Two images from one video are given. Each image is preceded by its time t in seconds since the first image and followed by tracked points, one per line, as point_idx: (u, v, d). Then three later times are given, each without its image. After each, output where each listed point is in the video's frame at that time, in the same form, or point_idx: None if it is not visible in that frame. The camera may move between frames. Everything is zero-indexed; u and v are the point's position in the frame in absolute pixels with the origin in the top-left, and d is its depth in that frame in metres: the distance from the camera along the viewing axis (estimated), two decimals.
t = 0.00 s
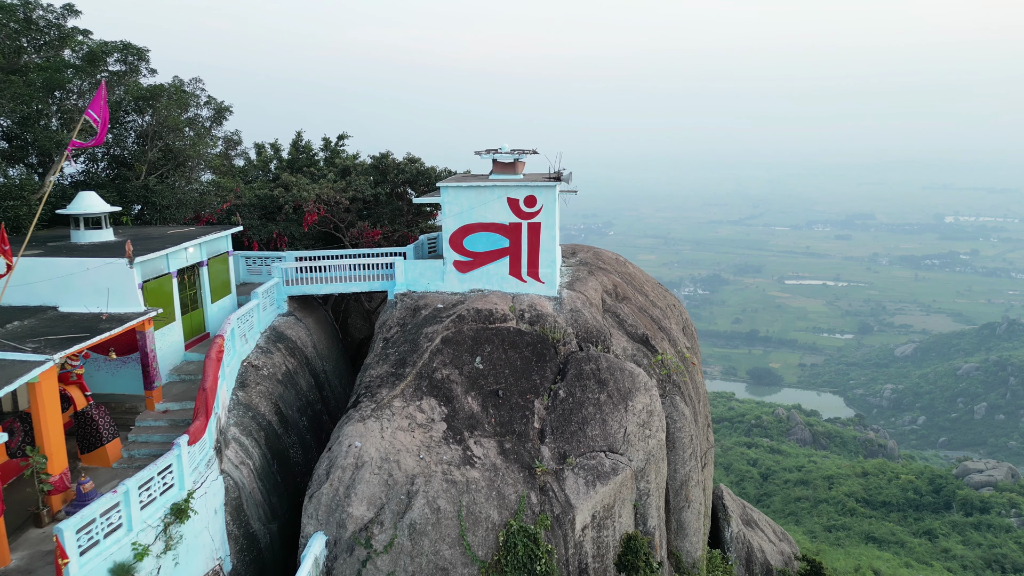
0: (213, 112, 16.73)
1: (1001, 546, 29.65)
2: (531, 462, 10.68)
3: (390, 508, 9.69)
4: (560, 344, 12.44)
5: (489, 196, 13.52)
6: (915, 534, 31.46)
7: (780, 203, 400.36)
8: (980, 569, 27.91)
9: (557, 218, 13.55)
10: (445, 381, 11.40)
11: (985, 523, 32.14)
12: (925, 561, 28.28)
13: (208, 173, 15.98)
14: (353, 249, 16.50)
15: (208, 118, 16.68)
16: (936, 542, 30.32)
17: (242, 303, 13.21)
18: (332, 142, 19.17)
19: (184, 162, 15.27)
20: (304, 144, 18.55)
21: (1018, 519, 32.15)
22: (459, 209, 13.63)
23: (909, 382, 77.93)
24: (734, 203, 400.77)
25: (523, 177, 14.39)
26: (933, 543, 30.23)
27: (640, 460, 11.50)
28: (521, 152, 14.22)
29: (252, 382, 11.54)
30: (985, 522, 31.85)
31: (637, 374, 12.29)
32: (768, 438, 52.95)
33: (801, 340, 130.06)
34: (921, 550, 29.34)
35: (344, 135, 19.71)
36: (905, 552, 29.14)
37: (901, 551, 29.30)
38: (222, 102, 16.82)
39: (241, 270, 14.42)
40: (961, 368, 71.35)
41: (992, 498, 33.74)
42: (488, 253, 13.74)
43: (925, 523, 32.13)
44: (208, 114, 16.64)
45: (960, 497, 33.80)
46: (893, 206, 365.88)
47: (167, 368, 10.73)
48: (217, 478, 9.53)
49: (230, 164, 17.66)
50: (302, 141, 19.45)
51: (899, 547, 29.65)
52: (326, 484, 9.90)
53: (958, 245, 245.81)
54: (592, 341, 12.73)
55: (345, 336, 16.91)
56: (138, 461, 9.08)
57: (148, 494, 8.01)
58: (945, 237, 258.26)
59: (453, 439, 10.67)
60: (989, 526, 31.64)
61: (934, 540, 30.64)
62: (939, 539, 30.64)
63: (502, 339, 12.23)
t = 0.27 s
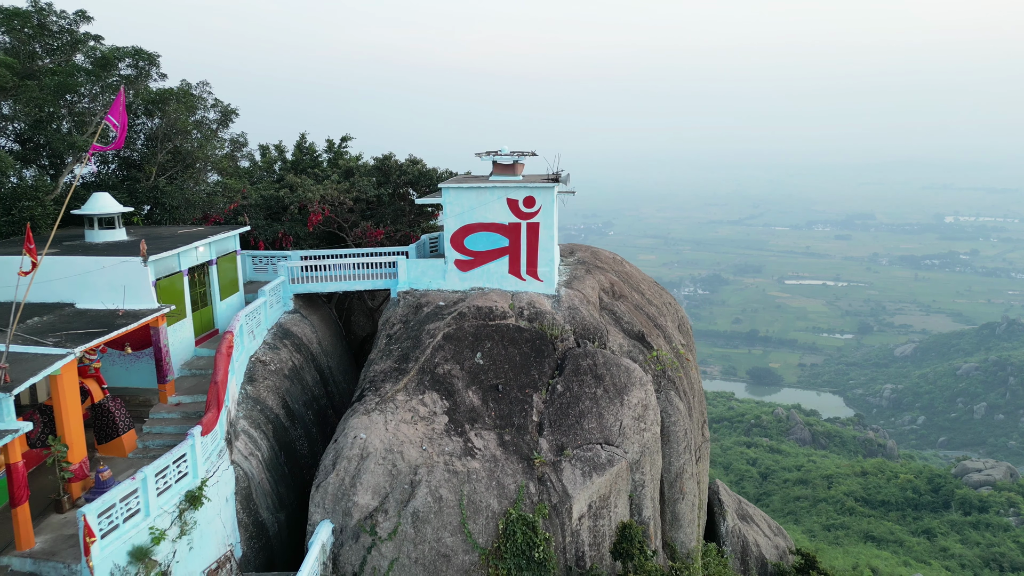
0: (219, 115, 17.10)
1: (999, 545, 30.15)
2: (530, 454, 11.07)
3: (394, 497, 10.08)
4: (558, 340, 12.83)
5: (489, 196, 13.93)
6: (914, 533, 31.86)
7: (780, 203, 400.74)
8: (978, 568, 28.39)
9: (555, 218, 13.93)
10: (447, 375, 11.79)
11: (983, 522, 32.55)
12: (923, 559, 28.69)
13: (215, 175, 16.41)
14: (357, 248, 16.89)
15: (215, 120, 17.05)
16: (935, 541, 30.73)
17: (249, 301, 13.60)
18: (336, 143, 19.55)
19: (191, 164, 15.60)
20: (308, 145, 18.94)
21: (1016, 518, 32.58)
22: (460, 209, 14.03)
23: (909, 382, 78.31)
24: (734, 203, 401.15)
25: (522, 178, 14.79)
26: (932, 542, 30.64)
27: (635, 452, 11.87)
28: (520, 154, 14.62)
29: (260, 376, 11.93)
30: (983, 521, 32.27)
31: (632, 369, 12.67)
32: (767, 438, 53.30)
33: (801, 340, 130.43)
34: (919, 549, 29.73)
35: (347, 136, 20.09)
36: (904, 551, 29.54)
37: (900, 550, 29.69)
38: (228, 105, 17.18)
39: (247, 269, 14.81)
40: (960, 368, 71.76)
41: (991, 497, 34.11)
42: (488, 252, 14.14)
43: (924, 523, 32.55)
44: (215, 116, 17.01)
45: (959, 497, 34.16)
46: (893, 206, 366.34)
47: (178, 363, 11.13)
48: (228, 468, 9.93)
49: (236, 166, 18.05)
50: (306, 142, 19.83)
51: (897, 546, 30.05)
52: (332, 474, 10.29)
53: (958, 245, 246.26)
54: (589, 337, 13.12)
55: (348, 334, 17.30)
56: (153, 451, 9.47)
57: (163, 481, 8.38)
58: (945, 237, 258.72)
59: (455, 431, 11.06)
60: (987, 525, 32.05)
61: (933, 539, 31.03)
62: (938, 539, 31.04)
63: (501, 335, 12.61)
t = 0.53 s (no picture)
0: (226, 117, 17.50)
1: (997, 544, 30.59)
2: (528, 445, 11.47)
3: (397, 486, 10.49)
4: (555, 336, 13.22)
5: (489, 197, 14.36)
6: (913, 532, 32.26)
7: (780, 203, 401.14)
8: (976, 566, 28.87)
9: (553, 218, 14.34)
10: (448, 370, 12.20)
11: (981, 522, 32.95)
12: (922, 558, 29.12)
13: (222, 176, 16.79)
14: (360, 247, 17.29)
15: (222, 122, 17.45)
16: (933, 540, 31.16)
17: (256, 298, 14.00)
18: (339, 145, 19.97)
19: (199, 165, 16.06)
20: (312, 146, 19.35)
21: (1014, 518, 32.97)
22: (461, 209, 14.46)
23: (908, 382, 78.69)
24: (734, 203, 401.59)
25: (522, 179, 15.21)
26: (930, 541, 31.03)
27: (630, 444, 12.25)
28: (519, 155, 15.01)
29: (268, 371, 12.34)
30: (981, 520, 32.66)
31: (628, 365, 13.06)
32: (767, 437, 53.64)
33: (801, 340, 130.81)
34: (917, 547, 30.13)
35: (350, 138, 20.51)
36: (903, 549, 29.94)
37: (898, 549, 30.11)
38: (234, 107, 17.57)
39: (254, 267, 15.22)
40: (960, 368, 72.17)
41: (989, 496, 34.43)
42: (488, 251, 14.55)
43: (922, 522, 32.97)
44: (222, 118, 17.40)
45: (958, 495, 34.51)
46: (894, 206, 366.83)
47: (189, 358, 11.53)
48: (238, 458, 10.31)
49: (243, 166, 18.47)
50: (310, 143, 20.25)
51: (896, 545, 30.43)
52: (338, 464, 10.68)
53: (957, 245, 246.71)
54: (586, 333, 13.51)
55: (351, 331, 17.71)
56: (166, 442, 9.86)
57: (178, 469, 8.75)
58: (944, 237, 259.17)
59: (456, 423, 11.47)
60: (985, 524, 32.45)
61: (931, 538, 31.43)
62: (936, 537, 31.46)
63: (501, 331, 13.01)
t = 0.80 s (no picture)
0: (231, 119, 17.91)
1: (996, 542, 31.02)
2: (526, 437, 11.90)
3: (400, 475, 10.92)
4: (553, 332, 13.63)
5: (489, 198, 14.79)
6: (912, 531, 32.65)
7: (780, 203, 401.53)
8: (974, 565, 29.27)
9: (551, 218, 14.75)
10: (449, 365, 12.61)
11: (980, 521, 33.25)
12: (920, 557, 29.53)
13: (228, 176, 17.22)
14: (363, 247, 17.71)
15: (228, 124, 17.86)
16: (932, 539, 31.57)
17: (263, 296, 14.42)
18: (342, 146, 20.39)
19: (207, 166, 16.55)
20: (316, 147, 19.77)
21: (1012, 516, 33.35)
22: (462, 209, 14.89)
23: (908, 381, 79.05)
24: (734, 203, 401.96)
25: (521, 180, 15.62)
26: (928, 540, 31.43)
27: (625, 437, 12.66)
28: (517, 157, 15.39)
29: (275, 366, 12.75)
30: (980, 519, 32.99)
31: (623, 360, 13.46)
32: (766, 437, 54.02)
33: (801, 339, 131.22)
34: (915, 546, 30.54)
35: (353, 139, 20.93)
36: (901, 548, 30.33)
37: (896, 547, 30.53)
38: (240, 109, 17.98)
39: (259, 266, 15.64)
40: (959, 367, 72.53)
41: (988, 495, 34.68)
42: (488, 250, 14.98)
43: (921, 521, 33.37)
44: (228, 119, 17.81)
45: (957, 495, 34.82)
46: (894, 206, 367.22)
47: (199, 353, 11.96)
48: (248, 448, 10.73)
49: (248, 167, 18.90)
50: (313, 144, 20.67)
51: (895, 544, 30.81)
52: (343, 454, 11.10)
53: (957, 245, 247.09)
54: (583, 330, 13.92)
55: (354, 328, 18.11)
56: (179, 433, 10.29)
57: (191, 458, 9.17)
58: (944, 237, 259.56)
59: (457, 416, 11.89)
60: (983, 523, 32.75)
61: (930, 537, 31.83)
62: (935, 536, 31.85)
63: (500, 327, 13.42)
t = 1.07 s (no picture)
0: (237, 121, 18.32)
1: (994, 541, 31.27)
2: (525, 430, 12.31)
3: (403, 465, 11.33)
4: (551, 329, 14.04)
5: (489, 198, 15.22)
6: (911, 530, 33.00)
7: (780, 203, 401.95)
8: (973, 563, 29.47)
9: (549, 218, 15.16)
10: (450, 360, 13.03)
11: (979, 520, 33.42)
12: (918, 555, 29.90)
13: (234, 177, 17.67)
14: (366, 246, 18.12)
15: (234, 125, 18.28)
16: (930, 538, 31.92)
17: (269, 293, 14.83)
18: (345, 147, 20.80)
19: (214, 168, 17.03)
20: (319, 149, 20.18)
21: (1010, 515, 33.64)
22: (462, 209, 15.33)
23: (908, 381, 79.43)
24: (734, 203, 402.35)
25: (520, 181, 16.02)
26: (927, 539, 31.76)
27: (621, 429, 13.07)
28: (515, 158, 15.77)
29: (282, 361, 13.16)
30: (978, 518, 33.25)
31: (619, 356, 13.87)
32: (766, 437, 54.33)
33: (801, 339, 131.62)
34: (913, 545, 30.90)
35: (355, 140, 21.35)
36: (900, 547, 30.70)
37: (895, 546, 30.92)
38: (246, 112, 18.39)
39: (265, 264, 16.05)
40: (959, 367, 72.88)
41: (986, 495, 34.93)
42: (488, 249, 15.39)
43: (920, 520, 33.71)
44: (234, 121, 18.24)
45: (955, 494, 35.12)
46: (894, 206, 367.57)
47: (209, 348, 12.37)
48: (257, 439, 11.15)
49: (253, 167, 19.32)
50: (317, 146, 21.09)
51: (893, 542, 31.19)
52: (348, 445, 11.52)
53: (957, 245, 247.42)
54: (580, 327, 14.34)
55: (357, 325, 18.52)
56: (191, 424, 10.70)
57: (205, 447, 9.58)
58: (944, 236, 259.94)
59: (458, 409, 12.30)
60: (982, 522, 32.83)
61: (928, 536, 32.17)
62: (933, 535, 32.20)
63: (499, 324, 13.84)
